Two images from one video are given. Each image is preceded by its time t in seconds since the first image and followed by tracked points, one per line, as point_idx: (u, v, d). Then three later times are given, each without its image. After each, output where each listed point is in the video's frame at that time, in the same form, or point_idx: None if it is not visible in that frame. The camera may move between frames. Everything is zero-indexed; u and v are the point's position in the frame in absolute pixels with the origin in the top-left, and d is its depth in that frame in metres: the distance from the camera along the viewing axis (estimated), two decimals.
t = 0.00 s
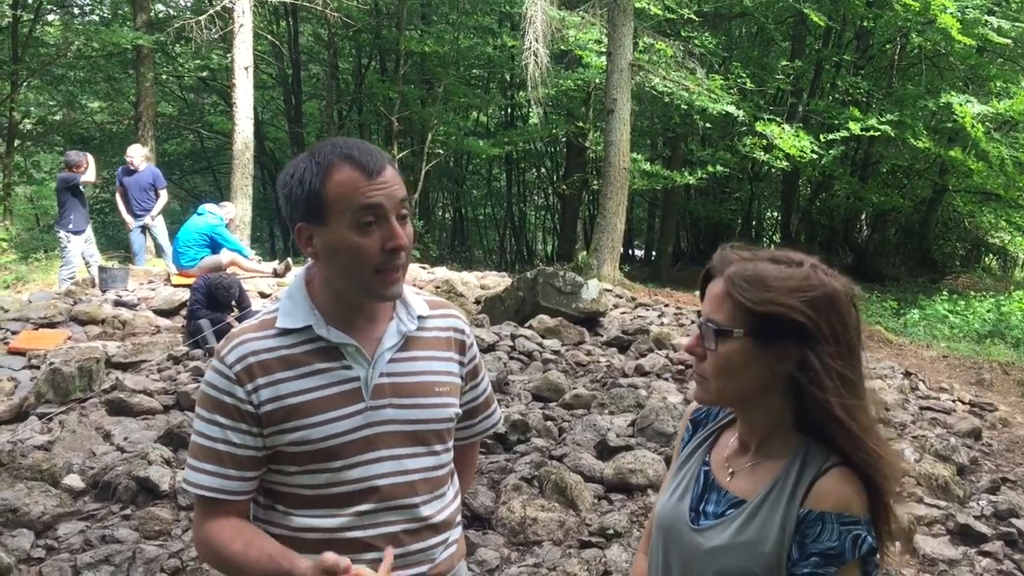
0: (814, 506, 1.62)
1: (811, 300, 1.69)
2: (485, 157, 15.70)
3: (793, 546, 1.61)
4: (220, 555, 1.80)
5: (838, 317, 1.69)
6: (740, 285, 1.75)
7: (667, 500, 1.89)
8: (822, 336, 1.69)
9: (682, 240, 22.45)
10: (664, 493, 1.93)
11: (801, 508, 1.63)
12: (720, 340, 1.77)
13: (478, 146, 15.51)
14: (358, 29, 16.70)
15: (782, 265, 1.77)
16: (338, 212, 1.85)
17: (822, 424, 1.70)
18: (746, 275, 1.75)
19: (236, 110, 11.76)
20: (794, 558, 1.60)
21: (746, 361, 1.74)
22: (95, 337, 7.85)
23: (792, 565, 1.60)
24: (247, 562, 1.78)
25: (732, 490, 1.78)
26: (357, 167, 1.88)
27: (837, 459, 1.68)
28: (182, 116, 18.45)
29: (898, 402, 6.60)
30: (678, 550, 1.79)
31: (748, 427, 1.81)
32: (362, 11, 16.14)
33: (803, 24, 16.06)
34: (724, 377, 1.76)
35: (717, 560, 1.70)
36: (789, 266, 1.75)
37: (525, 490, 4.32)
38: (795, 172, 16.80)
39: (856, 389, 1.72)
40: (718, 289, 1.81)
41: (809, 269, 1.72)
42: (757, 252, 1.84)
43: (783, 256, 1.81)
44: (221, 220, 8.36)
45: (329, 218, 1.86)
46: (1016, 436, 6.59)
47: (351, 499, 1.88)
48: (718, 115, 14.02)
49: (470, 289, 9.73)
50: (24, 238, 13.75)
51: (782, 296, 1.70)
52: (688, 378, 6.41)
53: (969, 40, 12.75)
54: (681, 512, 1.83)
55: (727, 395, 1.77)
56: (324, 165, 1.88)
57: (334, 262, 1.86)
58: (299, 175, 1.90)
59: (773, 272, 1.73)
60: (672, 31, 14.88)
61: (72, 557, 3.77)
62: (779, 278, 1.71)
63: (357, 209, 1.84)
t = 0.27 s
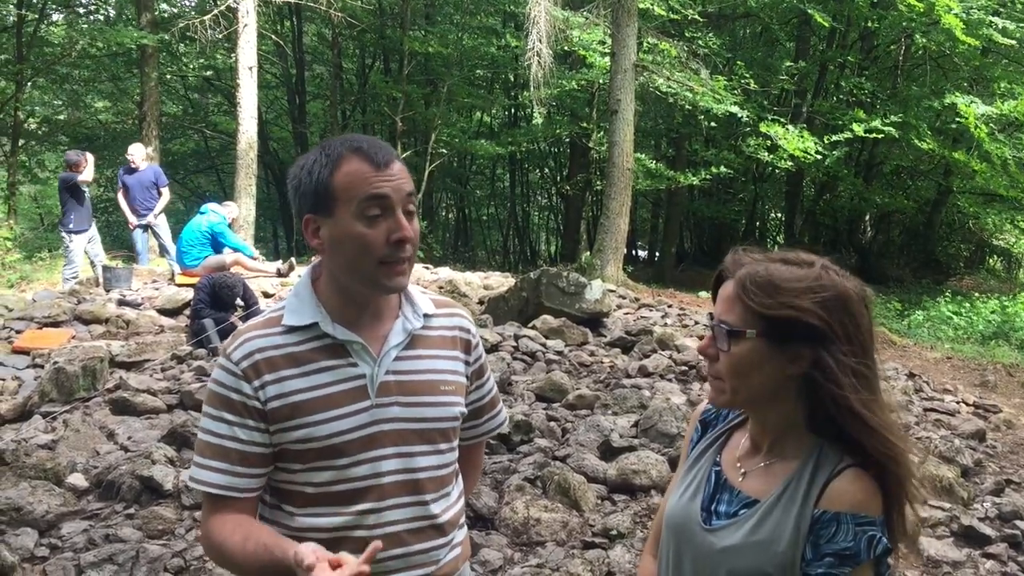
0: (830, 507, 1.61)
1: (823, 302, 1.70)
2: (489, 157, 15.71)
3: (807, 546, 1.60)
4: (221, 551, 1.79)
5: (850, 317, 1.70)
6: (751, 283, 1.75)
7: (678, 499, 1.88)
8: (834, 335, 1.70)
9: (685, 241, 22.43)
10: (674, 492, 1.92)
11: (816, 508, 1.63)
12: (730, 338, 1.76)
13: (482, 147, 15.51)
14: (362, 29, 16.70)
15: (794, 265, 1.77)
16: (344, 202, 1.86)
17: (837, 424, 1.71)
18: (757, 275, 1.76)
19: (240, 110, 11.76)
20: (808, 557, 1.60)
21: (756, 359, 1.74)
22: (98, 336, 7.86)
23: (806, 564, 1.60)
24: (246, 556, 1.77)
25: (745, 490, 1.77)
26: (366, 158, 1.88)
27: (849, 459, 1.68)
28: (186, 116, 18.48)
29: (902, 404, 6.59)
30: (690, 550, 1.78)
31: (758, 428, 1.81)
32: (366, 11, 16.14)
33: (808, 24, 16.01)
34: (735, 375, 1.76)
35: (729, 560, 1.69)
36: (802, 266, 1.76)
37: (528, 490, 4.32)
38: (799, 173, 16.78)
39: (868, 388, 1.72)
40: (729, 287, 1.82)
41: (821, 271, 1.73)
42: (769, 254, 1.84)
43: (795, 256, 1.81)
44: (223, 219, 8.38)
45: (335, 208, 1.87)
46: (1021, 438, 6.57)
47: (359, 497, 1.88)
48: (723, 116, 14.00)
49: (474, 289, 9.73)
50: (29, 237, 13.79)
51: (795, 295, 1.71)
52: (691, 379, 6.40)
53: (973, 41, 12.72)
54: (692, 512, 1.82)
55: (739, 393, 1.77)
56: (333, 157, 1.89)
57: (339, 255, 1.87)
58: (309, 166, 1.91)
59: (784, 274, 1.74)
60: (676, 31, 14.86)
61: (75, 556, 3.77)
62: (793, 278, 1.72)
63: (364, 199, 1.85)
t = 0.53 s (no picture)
0: (830, 510, 1.62)
1: (822, 305, 1.70)
2: (489, 159, 15.72)
3: (808, 548, 1.61)
4: (221, 562, 1.81)
5: (848, 320, 1.70)
6: (750, 287, 1.75)
7: (679, 501, 1.88)
8: (831, 340, 1.70)
9: (685, 243, 22.43)
10: (674, 494, 1.92)
11: (816, 512, 1.63)
12: (730, 340, 1.76)
13: (482, 148, 15.52)
14: (362, 30, 16.73)
15: (794, 268, 1.78)
16: (361, 192, 1.87)
17: (835, 428, 1.71)
18: (756, 278, 1.76)
19: (240, 111, 11.76)
20: (808, 561, 1.61)
21: (756, 361, 1.74)
22: (98, 337, 7.86)
23: (805, 568, 1.61)
24: (246, 569, 1.80)
25: (746, 493, 1.78)
26: (392, 154, 1.93)
27: (849, 463, 1.69)
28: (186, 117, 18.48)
29: (901, 406, 6.59)
30: (690, 552, 1.78)
31: (760, 431, 1.81)
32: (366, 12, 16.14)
33: (807, 27, 16.02)
34: (735, 378, 1.76)
35: (729, 562, 1.70)
36: (801, 269, 1.76)
37: (527, 492, 4.31)
38: (798, 176, 16.81)
39: (866, 392, 1.72)
40: (730, 290, 1.82)
41: (819, 275, 1.73)
42: (767, 259, 1.84)
43: (794, 261, 1.82)
44: (222, 220, 8.38)
45: (351, 200, 1.87)
46: (1020, 441, 6.57)
47: (357, 500, 1.88)
48: (722, 118, 14.01)
49: (473, 290, 9.74)
50: (28, 238, 13.80)
51: (794, 298, 1.71)
52: (690, 381, 6.40)
53: (972, 44, 12.74)
54: (693, 514, 1.83)
55: (740, 396, 1.77)
56: (358, 150, 1.92)
57: (347, 248, 1.86)
58: (331, 159, 1.93)
59: (784, 278, 1.74)
60: (676, 34, 14.88)
61: (74, 557, 3.77)
62: (792, 281, 1.72)
63: (383, 191, 1.87)
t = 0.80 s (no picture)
0: (823, 511, 1.62)
1: (812, 306, 1.70)
2: (486, 161, 15.73)
3: (800, 549, 1.61)
4: (216, 563, 1.82)
5: (838, 321, 1.70)
6: (740, 290, 1.77)
7: (675, 500, 1.89)
8: (821, 340, 1.70)
9: (681, 246, 22.46)
10: (670, 493, 1.93)
11: (809, 513, 1.63)
12: (722, 341, 1.77)
13: (479, 150, 15.53)
14: (360, 33, 16.75)
15: (785, 270, 1.79)
16: (356, 198, 1.87)
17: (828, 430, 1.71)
18: (747, 280, 1.77)
19: (236, 114, 11.75)
20: (800, 561, 1.61)
21: (749, 362, 1.75)
22: (94, 340, 7.85)
23: (798, 568, 1.61)
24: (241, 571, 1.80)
25: (740, 493, 1.78)
26: (390, 158, 1.92)
27: (842, 464, 1.69)
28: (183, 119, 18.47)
29: (897, 409, 6.60)
30: (684, 551, 1.79)
31: (754, 432, 1.81)
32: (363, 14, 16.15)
33: (803, 30, 16.05)
34: (729, 379, 1.77)
35: (722, 562, 1.71)
36: (793, 271, 1.77)
37: (524, 495, 4.31)
38: (795, 179, 16.85)
39: (859, 395, 1.73)
40: (724, 291, 1.83)
41: (810, 276, 1.73)
42: (764, 261, 1.85)
43: (788, 262, 1.82)
44: (219, 223, 8.37)
45: (347, 205, 1.87)
46: (1015, 444, 6.59)
47: (352, 502, 1.88)
48: (718, 121, 14.04)
49: (470, 293, 9.74)
50: (24, 240, 13.78)
51: (783, 299, 1.71)
52: (687, 384, 6.41)
53: (967, 47, 12.79)
54: (688, 513, 1.83)
55: (734, 396, 1.77)
56: (356, 154, 1.92)
57: (343, 253, 1.87)
58: (330, 163, 1.93)
59: (777, 279, 1.74)
60: (672, 37, 14.91)
61: (69, 560, 3.77)
62: (782, 282, 1.72)
63: (379, 196, 1.86)
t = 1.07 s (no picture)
0: (822, 509, 1.63)
1: (806, 308, 1.71)
2: (485, 162, 15.74)
3: (800, 547, 1.61)
4: (214, 565, 1.81)
5: (834, 319, 1.71)
6: (735, 290, 1.78)
7: (674, 499, 1.89)
8: (816, 339, 1.71)
9: (680, 246, 22.45)
10: (669, 493, 1.93)
11: (809, 511, 1.64)
12: (719, 341, 1.78)
13: (478, 151, 15.52)
14: (358, 34, 16.76)
15: (781, 270, 1.79)
16: (351, 202, 1.87)
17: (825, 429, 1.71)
18: (743, 281, 1.78)
19: (235, 115, 11.75)
20: (801, 559, 1.61)
21: (746, 362, 1.75)
22: (92, 341, 7.84)
23: (798, 566, 1.61)
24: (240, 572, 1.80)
25: (740, 492, 1.78)
26: (384, 163, 1.92)
27: (841, 462, 1.69)
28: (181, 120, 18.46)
29: (896, 409, 6.61)
30: (684, 551, 1.79)
31: (752, 432, 1.82)
32: (362, 16, 16.16)
33: (802, 31, 16.04)
34: (726, 379, 1.77)
35: (722, 561, 1.71)
36: (789, 272, 1.77)
37: (523, 496, 4.31)
38: (793, 179, 16.86)
39: (856, 395, 1.73)
40: (720, 291, 1.84)
41: (806, 278, 1.74)
42: (759, 262, 1.85)
43: (783, 263, 1.83)
44: (218, 225, 8.37)
45: (342, 209, 1.88)
46: (1014, 444, 6.60)
47: (351, 502, 1.88)
48: (717, 121, 14.05)
49: (469, 294, 9.74)
50: (23, 242, 13.77)
51: (779, 300, 1.72)
52: (685, 385, 6.41)
53: (964, 48, 12.81)
54: (687, 513, 1.83)
55: (731, 396, 1.78)
56: (351, 158, 1.92)
57: (340, 256, 1.87)
58: (323, 167, 1.93)
59: (773, 281, 1.75)
60: (671, 38, 14.93)
61: (68, 562, 3.77)
62: (777, 283, 1.73)
63: (374, 200, 1.86)
